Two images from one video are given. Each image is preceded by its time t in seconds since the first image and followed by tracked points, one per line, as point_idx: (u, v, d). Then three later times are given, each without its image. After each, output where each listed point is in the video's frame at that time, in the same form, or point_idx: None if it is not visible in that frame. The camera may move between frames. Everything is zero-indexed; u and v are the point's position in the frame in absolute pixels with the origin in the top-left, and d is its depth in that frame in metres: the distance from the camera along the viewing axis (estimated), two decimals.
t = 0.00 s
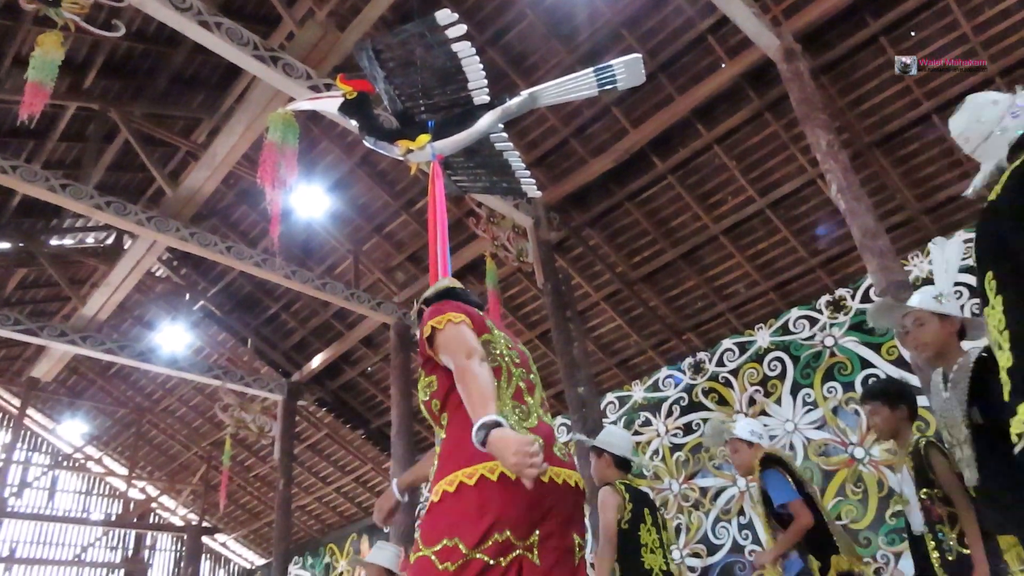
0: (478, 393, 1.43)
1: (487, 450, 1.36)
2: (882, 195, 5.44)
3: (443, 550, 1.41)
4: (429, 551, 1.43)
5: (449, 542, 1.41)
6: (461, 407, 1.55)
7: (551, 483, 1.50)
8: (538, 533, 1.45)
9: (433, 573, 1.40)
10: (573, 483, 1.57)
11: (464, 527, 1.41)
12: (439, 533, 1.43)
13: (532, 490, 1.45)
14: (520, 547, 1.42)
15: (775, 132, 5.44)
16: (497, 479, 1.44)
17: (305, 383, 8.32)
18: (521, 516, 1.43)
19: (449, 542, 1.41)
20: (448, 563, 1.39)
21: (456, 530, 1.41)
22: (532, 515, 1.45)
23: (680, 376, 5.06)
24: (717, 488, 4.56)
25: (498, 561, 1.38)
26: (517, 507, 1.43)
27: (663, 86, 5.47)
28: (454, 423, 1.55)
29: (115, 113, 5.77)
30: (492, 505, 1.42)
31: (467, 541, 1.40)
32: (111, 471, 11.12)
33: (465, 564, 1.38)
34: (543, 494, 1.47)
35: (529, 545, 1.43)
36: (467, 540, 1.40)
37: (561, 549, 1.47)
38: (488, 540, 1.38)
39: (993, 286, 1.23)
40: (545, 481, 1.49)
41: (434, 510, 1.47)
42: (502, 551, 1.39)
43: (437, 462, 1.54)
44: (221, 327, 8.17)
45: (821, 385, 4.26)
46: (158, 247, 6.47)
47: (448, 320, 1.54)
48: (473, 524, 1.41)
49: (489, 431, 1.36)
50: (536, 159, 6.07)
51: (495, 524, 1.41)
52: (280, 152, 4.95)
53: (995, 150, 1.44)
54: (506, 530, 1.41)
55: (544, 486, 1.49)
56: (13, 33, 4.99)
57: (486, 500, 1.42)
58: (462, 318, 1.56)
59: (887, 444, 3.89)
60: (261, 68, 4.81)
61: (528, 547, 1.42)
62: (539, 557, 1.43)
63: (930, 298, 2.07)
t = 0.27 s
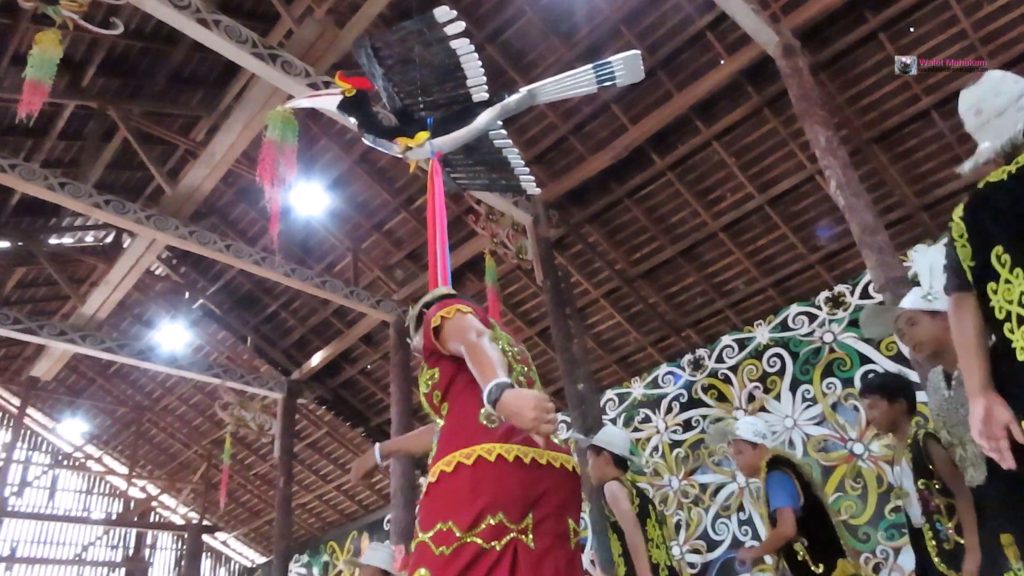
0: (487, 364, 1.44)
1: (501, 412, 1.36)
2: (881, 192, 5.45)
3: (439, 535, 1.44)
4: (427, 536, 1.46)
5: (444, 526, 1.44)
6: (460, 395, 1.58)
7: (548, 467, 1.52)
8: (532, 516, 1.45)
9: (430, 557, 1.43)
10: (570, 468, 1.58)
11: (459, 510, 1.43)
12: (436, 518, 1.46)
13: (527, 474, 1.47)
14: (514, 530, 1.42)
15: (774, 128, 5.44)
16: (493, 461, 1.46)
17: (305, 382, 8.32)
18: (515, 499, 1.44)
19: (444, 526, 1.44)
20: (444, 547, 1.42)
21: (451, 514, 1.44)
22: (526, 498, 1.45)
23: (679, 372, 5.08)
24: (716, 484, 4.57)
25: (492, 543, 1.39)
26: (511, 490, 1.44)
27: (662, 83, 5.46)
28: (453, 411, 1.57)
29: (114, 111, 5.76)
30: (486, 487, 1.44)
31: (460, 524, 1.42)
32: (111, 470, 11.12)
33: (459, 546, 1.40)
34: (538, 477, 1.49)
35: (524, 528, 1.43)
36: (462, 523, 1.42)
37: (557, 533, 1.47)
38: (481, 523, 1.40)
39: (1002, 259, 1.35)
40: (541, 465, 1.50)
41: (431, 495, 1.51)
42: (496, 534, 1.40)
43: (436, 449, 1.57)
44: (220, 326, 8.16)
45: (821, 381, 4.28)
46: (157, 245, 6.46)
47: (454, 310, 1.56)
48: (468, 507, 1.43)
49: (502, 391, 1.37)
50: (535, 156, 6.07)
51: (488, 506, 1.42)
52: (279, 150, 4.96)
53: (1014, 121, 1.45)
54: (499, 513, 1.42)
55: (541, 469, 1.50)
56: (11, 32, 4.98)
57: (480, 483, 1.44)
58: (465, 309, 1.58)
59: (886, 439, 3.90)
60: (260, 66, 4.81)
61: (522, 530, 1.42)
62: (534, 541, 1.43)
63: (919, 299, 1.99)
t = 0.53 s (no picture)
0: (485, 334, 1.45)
1: (495, 369, 1.36)
2: (879, 188, 5.44)
3: (434, 519, 1.45)
4: (422, 521, 1.47)
5: (439, 511, 1.45)
6: (457, 382, 1.59)
7: (542, 452, 1.52)
8: (526, 500, 1.45)
9: (427, 541, 1.44)
10: (564, 454, 1.58)
11: (454, 494, 1.44)
12: (431, 502, 1.47)
13: (521, 459, 1.47)
14: (508, 513, 1.42)
15: (773, 125, 5.44)
16: (489, 444, 1.47)
17: (304, 379, 8.32)
18: (509, 483, 1.44)
19: (438, 510, 1.45)
20: (439, 531, 1.43)
21: (446, 498, 1.45)
22: (520, 482, 1.45)
23: (678, 369, 5.11)
24: (715, 481, 4.58)
25: (486, 526, 1.39)
26: (505, 473, 1.45)
27: (660, 80, 5.46)
28: (450, 398, 1.58)
29: (111, 108, 5.75)
30: (481, 471, 1.44)
31: (455, 507, 1.43)
32: (111, 468, 11.11)
33: (454, 529, 1.41)
34: (533, 461, 1.49)
35: (518, 511, 1.43)
36: (455, 507, 1.43)
37: (551, 518, 1.47)
38: (475, 506, 1.40)
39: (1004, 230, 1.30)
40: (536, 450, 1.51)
41: (427, 480, 1.52)
42: (490, 517, 1.40)
43: (433, 435, 1.58)
44: (219, 323, 8.16)
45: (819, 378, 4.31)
46: (155, 243, 6.45)
47: (452, 301, 1.57)
48: (462, 491, 1.44)
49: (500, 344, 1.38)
50: (534, 153, 6.06)
51: (482, 489, 1.43)
52: (277, 147, 4.95)
53: (1013, 94, 1.45)
54: (493, 496, 1.42)
55: (535, 454, 1.50)
56: (8, 29, 4.97)
57: (475, 467, 1.45)
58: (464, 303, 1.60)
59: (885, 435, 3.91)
60: (258, 63, 4.80)
61: (516, 513, 1.42)
62: (527, 524, 1.42)
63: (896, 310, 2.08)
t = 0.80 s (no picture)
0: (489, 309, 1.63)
1: (454, 292, 1.62)
2: (884, 185, 5.43)
3: (430, 518, 1.46)
4: (419, 519, 1.48)
5: (435, 511, 1.46)
6: (460, 383, 1.59)
7: (542, 457, 1.51)
8: (523, 505, 1.45)
9: (423, 540, 1.45)
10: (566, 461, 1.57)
11: (451, 495, 1.45)
12: (429, 502, 1.48)
13: (521, 464, 1.47)
14: (504, 518, 1.41)
15: (777, 122, 5.43)
16: (489, 446, 1.47)
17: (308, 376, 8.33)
18: (507, 487, 1.44)
19: (435, 510, 1.46)
20: (435, 530, 1.44)
21: (443, 498, 1.46)
22: (518, 486, 1.45)
23: (682, 367, 5.12)
24: (719, 479, 4.59)
25: (481, 529, 1.40)
26: (503, 477, 1.44)
27: (664, 77, 5.45)
28: (452, 398, 1.58)
29: (116, 106, 5.76)
30: (479, 473, 1.45)
31: (451, 509, 1.44)
32: (116, 465, 11.15)
33: (449, 530, 1.42)
34: (532, 466, 1.48)
35: (514, 517, 1.42)
36: (451, 508, 1.43)
37: (547, 525, 1.47)
38: (472, 508, 1.41)
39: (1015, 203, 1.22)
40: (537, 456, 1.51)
41: (426, 478, 1.53)
42: (486, 520, 1.41)
43: (434, 433, 1.58)
44: (223, 321, 8.17)
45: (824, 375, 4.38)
46: (160, 241, 6.46)
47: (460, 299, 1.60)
48: (460, 492, 1.44)
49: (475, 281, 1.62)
50: (537, 151, 6.06)
51: (480, 491, 1.43)
52: (281, 145, 4.95)
53: (986, 72, 1.38)
54: (489, 500, 1.42)
55: (535, 458, 1.50)
56: (13, 27, 4.98)
57: (473, 468, 1.45)
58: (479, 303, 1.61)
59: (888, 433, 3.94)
60: (262, 60, 4.80)
61: (513, 518, 1.42)
62: (523, 530, 1.42)
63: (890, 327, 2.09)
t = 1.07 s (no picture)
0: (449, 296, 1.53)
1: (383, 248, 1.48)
2: (888, 185, 5.41)
3: (429, 519, 1.46)
4: (417, 518, 1.49)
5: (434, 510, 1.46)
6: (460, 383, 1.58)
7: (541, 458, 1.53)
8: (522, 506, 1.46)
9: (421, 540, 1.46)
10: (564, 463, 1.59)
11: (451, 495, 1.45)
12: (428, 501, 1.48)
13: (520, 465, 1.48)
14: (504, 518, 1.43)
15: (782, 121, 5.41)
16: (490, 445, 1.47)
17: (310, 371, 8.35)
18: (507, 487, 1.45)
19: (434, 509, 1.46)
20: (434, 530, 1.44)
21: (443, 497, 1.46)
22: (517, 487, 1.46)
23: (684, 365, 5.13)
24: (720, 478, 4.62)
25: (481, 529, 1.40)
26: (504, 477, 1.46)
27: (669, 75, 5.44)
28: (452, 398, 1.58)
29: (121, 99, 5.76)
30: (480, 472, 1.46)
31: (451, 508, 1.44)
32: (119, 457, 11.18)
33: (448, 530, 1.42)
34: (531, 468, 1.50)
35: (514, 517, 1.44)
36: (451, 507, 1.44)
37: (544, 527, 1.48)
38: (472, 508, 1.41)
39: None
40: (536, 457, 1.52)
41: (424, 477, 1.52)
42: (485, 521, 1.41)
43: (433, 432, 1.58)
44: (226, 315, 8.18)
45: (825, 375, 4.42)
46: (163, 234, 6.47)
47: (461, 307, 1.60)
48: (459, 492, 1.45)
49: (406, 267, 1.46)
50: (541, 148, 6.06)
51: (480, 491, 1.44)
52: (286, 140, 4.96)
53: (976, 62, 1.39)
54: (489, 499, 1.43)
55: (534, 460, 1.51)
56: (19, 19, 4.99)
57: (474, 468, 1.46)
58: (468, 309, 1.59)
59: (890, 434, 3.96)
60: (266, 54, 4.79)
61: (512, 518, 1.43)
62: (522, 530, 1.43)
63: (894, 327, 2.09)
